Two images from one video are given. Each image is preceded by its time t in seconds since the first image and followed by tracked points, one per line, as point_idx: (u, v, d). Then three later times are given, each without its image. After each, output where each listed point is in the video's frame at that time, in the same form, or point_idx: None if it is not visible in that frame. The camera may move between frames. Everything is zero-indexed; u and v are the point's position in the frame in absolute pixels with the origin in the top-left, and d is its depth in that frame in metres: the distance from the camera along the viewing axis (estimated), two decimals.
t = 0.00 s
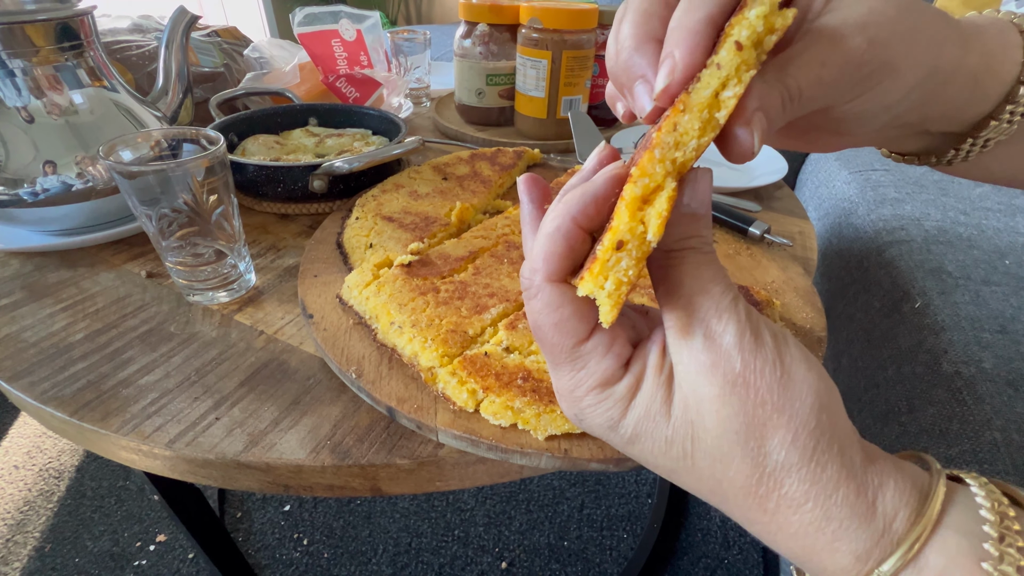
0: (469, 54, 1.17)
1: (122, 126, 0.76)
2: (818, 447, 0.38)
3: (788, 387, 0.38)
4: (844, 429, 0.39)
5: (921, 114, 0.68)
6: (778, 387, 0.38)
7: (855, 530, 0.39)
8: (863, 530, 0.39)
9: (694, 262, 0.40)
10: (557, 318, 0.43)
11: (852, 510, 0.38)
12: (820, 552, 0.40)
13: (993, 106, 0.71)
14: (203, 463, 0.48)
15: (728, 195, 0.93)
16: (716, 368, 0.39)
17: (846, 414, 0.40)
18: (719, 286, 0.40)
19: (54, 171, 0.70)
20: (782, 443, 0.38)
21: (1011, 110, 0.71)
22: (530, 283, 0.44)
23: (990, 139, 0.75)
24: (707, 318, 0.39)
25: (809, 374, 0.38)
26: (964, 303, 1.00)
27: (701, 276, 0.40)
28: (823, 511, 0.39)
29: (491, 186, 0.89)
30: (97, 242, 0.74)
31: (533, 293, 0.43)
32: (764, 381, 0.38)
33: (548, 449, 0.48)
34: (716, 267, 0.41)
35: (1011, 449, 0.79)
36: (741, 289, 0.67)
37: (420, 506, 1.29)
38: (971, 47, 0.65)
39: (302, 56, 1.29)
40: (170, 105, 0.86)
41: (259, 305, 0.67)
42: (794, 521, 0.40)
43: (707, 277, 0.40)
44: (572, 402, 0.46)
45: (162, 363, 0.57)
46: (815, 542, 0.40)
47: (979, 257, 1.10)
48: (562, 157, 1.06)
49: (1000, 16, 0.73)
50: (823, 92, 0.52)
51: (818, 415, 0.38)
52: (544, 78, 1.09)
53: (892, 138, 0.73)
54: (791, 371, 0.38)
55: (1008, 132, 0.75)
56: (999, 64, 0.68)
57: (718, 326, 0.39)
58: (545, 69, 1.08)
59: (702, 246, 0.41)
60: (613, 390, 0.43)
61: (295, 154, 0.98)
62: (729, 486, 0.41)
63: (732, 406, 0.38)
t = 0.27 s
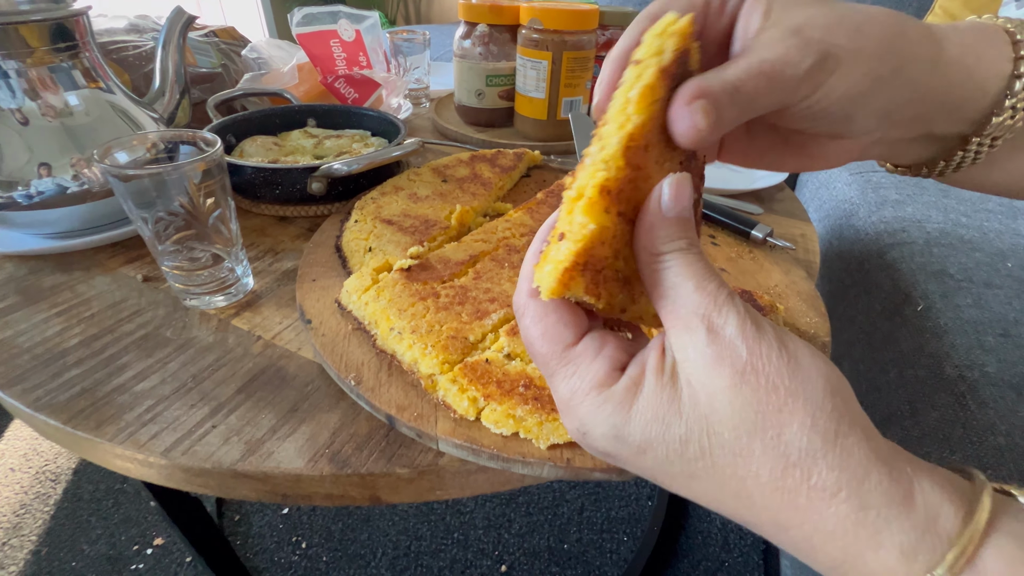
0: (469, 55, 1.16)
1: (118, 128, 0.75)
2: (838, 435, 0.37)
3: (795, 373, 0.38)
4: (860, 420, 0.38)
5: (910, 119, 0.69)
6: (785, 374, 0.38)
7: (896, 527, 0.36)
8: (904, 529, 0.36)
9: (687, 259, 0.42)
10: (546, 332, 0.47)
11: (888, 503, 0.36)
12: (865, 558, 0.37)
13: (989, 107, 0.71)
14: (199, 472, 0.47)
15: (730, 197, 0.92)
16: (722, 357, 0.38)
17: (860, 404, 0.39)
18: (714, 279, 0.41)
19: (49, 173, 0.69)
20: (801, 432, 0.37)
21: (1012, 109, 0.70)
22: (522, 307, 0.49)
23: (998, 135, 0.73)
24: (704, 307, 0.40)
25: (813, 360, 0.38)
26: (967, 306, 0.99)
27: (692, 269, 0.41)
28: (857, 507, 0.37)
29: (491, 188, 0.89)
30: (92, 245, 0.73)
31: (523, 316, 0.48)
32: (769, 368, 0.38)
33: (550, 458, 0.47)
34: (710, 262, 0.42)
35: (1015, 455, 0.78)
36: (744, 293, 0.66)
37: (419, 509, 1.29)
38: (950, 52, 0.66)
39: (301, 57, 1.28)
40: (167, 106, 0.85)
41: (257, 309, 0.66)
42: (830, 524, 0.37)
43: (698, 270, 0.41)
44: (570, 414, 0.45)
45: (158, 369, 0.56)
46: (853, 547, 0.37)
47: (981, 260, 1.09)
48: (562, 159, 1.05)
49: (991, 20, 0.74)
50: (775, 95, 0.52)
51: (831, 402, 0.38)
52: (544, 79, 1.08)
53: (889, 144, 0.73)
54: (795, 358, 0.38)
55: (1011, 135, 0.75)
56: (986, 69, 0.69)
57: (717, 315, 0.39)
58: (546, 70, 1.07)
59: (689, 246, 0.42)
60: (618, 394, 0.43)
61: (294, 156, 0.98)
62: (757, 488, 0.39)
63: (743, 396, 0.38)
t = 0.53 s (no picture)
0: (469, 53, 1.16)
1: (111, 126, 0.73)
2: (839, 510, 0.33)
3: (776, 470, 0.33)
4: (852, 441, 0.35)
5: (861, 94, 0.71)
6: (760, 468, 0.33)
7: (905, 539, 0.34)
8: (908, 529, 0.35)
9: (645, 344, 0.37)
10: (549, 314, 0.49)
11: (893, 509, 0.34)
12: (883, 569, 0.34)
13: (950, 99, 0.71)
14: (193, 482, 0.46)
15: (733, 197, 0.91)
16: (697, 482, 0.35)
17: (858, 442, 0.35)
18: (679, 362, 0.36)
19: (41, 173, 0.68)
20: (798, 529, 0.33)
21: (976, 97, 0.68)
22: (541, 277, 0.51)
23: (979, 122, 0.70)
24: (682, 407, 0.35)
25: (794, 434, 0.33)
26: (972, 307, 0.98)
27: (652, 361, 0.37)
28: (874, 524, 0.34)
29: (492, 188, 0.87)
30: (86, 247, 0.72)
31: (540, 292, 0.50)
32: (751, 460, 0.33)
33: (555, 468, 0.46)
34: (669, 343, 0.37)
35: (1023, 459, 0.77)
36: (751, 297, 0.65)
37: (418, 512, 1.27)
38: (881, 42, 0.71)
39: (299, 54, 1.26)
40: (162, 104, 0.84)
41: (253, 312, 0.65)
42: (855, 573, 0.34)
43: (659, 355, 0.37)
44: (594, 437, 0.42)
45: (152, 375, 0.55)
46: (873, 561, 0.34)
47: (986, 261, 1.08)
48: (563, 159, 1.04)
49: (952, 22, 0.73)
50: (691, 90, 0.67)
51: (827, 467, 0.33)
52: (545, 77, 1.07)
53: (860, 128, 0.73)
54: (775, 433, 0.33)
55: (992, 132, 0.71)
56: (929, 66, 0.71)
57: (697, 431, 0.34)
58: (547, 69, 1.06)
59: (640, 324, 0.38)
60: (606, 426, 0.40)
61: (291, 155, 0.96)
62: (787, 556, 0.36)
63: (730, 516, 0.35)
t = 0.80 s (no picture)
0: (469, 44, 1.14)
1: (105, 113, 0.72)
2: (871, 449, 0.31)
3: (808, 408, 0.31)
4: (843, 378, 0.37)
5: (841, 91, 0.72)
6: (790, 397, 0.32)
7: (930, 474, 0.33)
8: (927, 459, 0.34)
9: (673, 282, 0.37)
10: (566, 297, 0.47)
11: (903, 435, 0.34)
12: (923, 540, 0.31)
13: (924, 96, 0.71)
14: (188, 471, 0.45)
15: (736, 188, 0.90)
16: (715, 409, 0.33)
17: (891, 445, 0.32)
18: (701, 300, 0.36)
19: (34, 161, 0.67)
20: (831, 474, 0.31)
21: (948, 92, 0.69)
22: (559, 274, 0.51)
23: (954, 116, 0.70)
24: (703, 334, 0.34)
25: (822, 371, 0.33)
26: (975, 300, 0.97)
27: (673, 299, 0.36)
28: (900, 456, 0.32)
29: (493, 178, 0.86)
30: (81, 237, 0.71)
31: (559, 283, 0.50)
32: (779, 388, 0.32)
33: (557, 456, 0.45)
34: (689, 286, 0.37)
35: None
36: (755, 286, 0.64)
37: (418, 507, 1.27)
38: (854, 47, 0.72)
39: (296, 45, 1.25)
40: (157, 93, 0.83)
41: (250, 302, 0.64)
42: (890, 537, 0.31)
43: (683, 293, 0.36)
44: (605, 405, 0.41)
45: (147, 364, 0.54)
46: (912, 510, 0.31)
47: (989, 254, 1.07)
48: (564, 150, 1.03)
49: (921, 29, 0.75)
50: (684, 97, 0.68)
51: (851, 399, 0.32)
52: (545, 68, 1.06)
53: (846, 123, 0.73)
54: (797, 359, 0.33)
55: (968, 126, 0.70)
56: (898, 67, 0.73)
57: (715, 349, 0.33)
58: (547, 59, 1.05)
59: (669, 265, 0.38)
60: (619, 384, 0.39)
61: (290, 146, 0.95)
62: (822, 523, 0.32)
63: (746, 447, 0.32)
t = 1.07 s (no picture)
0: (468, 44, 1.14)
1: (104, 114, 0.72)
2: (830, 405, 0.37)
3: (783, 365, 0.38)
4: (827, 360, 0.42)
5: (835, 91, 0.72)
6: (769, 356, 0.38)
7: (865, 480, 0.37)
8: (871, 467, 0.37)
9: (694, 254, 0.42)
10: (576, 311, 0.51)
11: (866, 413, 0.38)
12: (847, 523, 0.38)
13: (907, 94, 0.71)
14: (188, 470, 0.45)
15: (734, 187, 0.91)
16: (705, 357, 0.40)
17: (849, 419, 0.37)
18: (717, 271, 0.42)
19: (33, 161, 0.67)
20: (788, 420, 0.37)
21: (928, 91, 0.70)
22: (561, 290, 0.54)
23: (934, 114, 0.70)
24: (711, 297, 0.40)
25: (804, 346, 0.38)
26: (972, 299, 0.98)
27: (694, 266, 0.42)
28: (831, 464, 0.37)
29: (491, 178, 0.86)
30: (80, 237, 0.71)
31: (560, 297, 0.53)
32: (763, 348, 0.39)
33: (555, 455, 0.45)
34: (714, 264, 0.42)
35: None
36: (752, 286, 0.65)
37: (417, 506, 1.27)
38: (848, 44, 0.73)
39: (295, 45, 1.25)
40: (156, 93, 0.83)
41: (249, 302, 0.64)
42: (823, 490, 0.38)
43: (705, 263, 0.42)
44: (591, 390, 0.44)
45: (147, 364, 0.54)
46: (835, 505, 0.38)
47: (986, 253, 1.07)
48: (562, 150, 1.03)
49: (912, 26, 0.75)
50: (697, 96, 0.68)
51: (823, 365, 0.38)
52: (544, 68, 1.06)
53: (839, 119, 0.74)
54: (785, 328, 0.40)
55: (952, 127, 0.71)
56: (888, 65, 0.73)
57: (716, 309, 0.40)
58: (546, 59, 1.05)
59: (699, 241, 0.43)
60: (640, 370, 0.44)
61: (288, 146, 0.95)
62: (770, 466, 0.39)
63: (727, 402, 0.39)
